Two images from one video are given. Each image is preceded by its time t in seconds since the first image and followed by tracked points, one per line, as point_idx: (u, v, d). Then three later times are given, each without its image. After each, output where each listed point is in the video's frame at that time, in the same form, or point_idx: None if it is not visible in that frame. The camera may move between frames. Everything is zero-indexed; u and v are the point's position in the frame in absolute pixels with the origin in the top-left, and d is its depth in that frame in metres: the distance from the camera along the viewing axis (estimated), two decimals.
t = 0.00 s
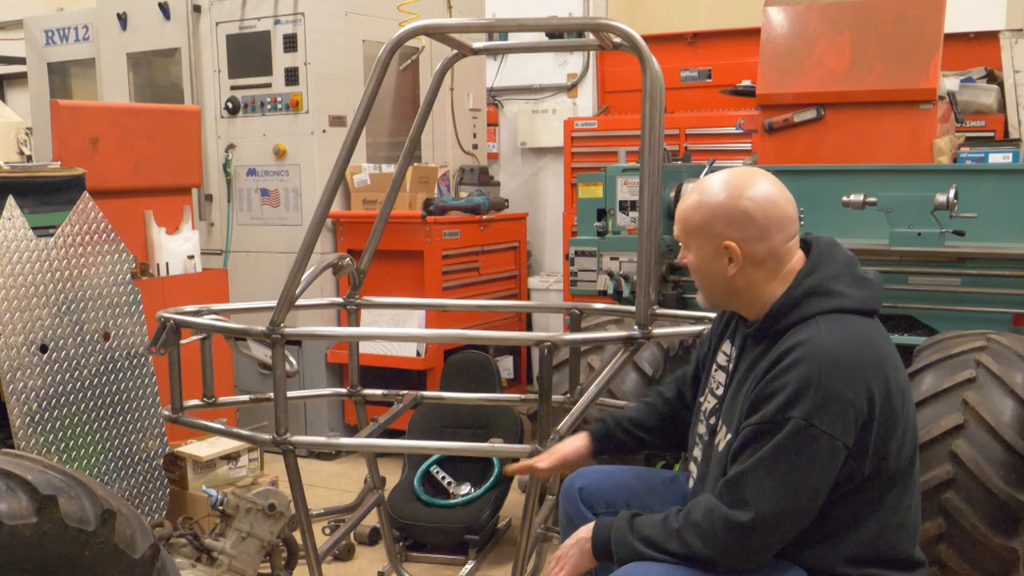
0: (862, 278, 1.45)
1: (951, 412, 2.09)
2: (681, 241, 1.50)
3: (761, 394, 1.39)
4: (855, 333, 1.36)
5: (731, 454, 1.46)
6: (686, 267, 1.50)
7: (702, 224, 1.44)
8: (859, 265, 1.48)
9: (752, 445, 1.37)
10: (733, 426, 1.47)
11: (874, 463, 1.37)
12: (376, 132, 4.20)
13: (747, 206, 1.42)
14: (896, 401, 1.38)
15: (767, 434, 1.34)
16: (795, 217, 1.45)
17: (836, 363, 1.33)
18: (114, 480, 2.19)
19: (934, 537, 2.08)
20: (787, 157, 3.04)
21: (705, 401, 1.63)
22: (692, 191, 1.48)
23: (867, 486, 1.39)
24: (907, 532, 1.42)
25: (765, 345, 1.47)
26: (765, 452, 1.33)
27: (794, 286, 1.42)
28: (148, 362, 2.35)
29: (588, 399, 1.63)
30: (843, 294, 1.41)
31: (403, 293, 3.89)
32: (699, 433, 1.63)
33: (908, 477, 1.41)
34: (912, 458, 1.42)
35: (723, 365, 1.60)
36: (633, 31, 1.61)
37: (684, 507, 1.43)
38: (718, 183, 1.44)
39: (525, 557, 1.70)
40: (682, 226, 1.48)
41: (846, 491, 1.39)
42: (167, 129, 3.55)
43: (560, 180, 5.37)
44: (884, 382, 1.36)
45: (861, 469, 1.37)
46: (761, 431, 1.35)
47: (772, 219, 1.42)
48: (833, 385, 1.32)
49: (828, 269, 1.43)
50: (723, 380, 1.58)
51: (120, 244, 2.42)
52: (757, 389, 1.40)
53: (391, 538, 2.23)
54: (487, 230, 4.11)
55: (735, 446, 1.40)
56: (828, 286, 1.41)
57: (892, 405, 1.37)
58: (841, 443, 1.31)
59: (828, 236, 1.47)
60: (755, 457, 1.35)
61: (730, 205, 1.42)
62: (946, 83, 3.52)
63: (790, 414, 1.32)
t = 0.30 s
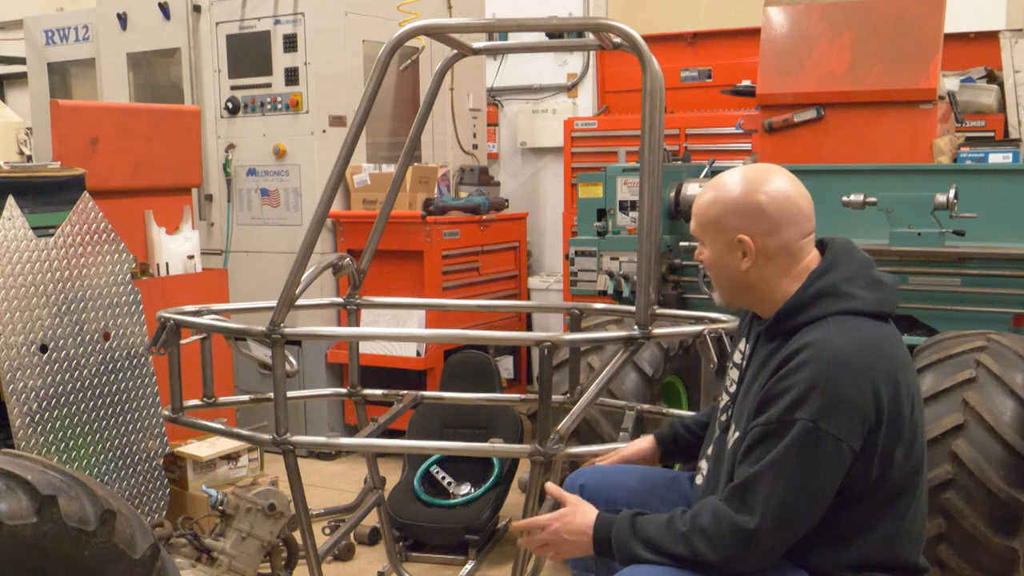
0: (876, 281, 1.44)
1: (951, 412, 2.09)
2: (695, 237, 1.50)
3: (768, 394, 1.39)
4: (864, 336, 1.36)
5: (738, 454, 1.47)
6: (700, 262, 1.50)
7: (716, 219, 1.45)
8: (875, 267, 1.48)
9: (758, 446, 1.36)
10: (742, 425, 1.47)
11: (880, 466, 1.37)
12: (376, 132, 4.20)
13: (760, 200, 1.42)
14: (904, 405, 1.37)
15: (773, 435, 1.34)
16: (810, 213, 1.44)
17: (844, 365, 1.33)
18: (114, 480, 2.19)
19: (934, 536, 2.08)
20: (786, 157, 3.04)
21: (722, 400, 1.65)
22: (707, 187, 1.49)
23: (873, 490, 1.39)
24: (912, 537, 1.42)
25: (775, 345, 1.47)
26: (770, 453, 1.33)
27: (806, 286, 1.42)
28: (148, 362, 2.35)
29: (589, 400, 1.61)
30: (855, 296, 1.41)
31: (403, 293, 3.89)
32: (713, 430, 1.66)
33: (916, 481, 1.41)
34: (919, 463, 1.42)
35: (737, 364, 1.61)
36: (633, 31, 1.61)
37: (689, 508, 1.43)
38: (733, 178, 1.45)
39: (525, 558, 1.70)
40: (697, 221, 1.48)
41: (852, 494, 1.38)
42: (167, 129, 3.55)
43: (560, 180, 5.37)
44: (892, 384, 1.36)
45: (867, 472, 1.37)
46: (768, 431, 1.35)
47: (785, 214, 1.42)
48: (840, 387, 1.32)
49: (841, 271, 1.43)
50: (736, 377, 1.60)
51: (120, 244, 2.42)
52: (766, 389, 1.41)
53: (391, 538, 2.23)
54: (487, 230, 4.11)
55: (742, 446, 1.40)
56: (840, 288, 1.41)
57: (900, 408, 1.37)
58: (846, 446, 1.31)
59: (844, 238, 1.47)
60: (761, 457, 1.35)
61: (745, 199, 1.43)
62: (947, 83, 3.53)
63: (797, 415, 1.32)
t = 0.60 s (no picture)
0: (879, 280, 1.44)
1: (951, 412, 2.09)
2: (701, 237, 1.49)
3: (773, 393, 1.39)
4: (868, 335, 1.36)
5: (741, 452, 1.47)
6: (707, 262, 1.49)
7: (725, 218, 1.44)
8: (878, 267, 1.48)
9: (762, 445, 1.36)
10: (745, 423, 1.47)
11: (882, 465, 1.37)
12: (376, 132, 4.20)
13: (769, 199, 1.42)
14: (908, 404, 1.37)
15: (778, 433, 1.34)
16: (816, 211, 1.45)
17: (848, 364, 1.33)
18: (114, 480, 2.19)
19: (934, 537, 2.08)
20: (787, 157, 3.04)
21: (723, 398, 1.65)
22: (712, 186, 1.48)
23: (875, 489, 1.39)
24: (914, 537, 1.42)
25: (778, 344, 1.47)
26: (774, 451, 1.33)
27: (809, 285, 1.43)
28: (148, 362, 2.35)
29: (589, 399, 1.60)
30: (858, 296, 1.41)
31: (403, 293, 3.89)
32: (714, 428, 1.66)
33: (918, 481, 1.41)
34: (920, 462, 1.42)
35: (739, 363, 1.61)
36: (633, 31, 1.61)
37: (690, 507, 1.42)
38: (740, 177, 1.44)
39: (526, 558, 1.69)
40: (704, 221, 1.47)
41: (854, 493, 1.39)
42: (167, 129, 3.55)
43: (560, 180, 5.37)
44: (896, 383, 1.36)
45: (869, 471, 1.37)
46: (772, 429, 1.35)
47: (793, 212, 1.42)
48: (844, 385, 1.32)
49: (845, 270, 1.43)
50: (739, 376, 1.59)
51: (120, 244, 2.42)
52: (769, 387, 1.41)
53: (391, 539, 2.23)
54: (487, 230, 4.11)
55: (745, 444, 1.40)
56: (844, 287, 1.41)
57: (903, 408, 1.37)
58: (850, 445, 1.31)
59: (849, 239, 1.47)
60: (765, 456, 1.35)
61: (754, 197, 1.42)
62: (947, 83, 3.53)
63: (801, 413, 1.32)
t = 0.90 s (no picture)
0: (872, 275, 1.45)
1: (951, 412, 2.09)
2: (704, 242, 1.46)
3: (772, 389, 1.38)
4: (866, 329, 1.36)
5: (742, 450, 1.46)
6: (712, 266, 1.46)
7: (736, 216, 1.42)
8: (869, 264, 1.49)
9: (764, 442, 1.36)
10: (744, 422, 1.47)
11: (883, 459, 1.37)
12: (376, 132, 4.20)
13: (776, 194, 1.43)
14: (906, 397, 1.38)
15: (779, 429, 1.34)
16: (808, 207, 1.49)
17: (848, 359, 1.33)
18: (114, 480, 2.19)
19: (935, 537, 2.07)
20: (787, 157, 3.04)
21: (717, 403, 1.65)
22: (708, 188, 1.47)
23: (876, 482, 1.39)
24: (914, 532, 1.42)
25: (775, 341, 1.47)
26: (778, 447, 1.33)
27: (804, 281, 1.43)
28: (149, 362, 2.35)
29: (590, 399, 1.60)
30: (853, 291, 1.41)
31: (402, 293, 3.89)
32: (709, 435, 1.65)
33: (917, 474, 1.41)
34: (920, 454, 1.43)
35: (734, 366, 1.61)
36: (633, 31, 1.61)
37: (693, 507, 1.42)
38: (742, 177, 1.44)
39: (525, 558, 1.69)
40: (710, 223, 1.44)
41: (855, 488, 1.39)
42: (167, 129, 3.55)
43: (560, 180, 5.37)
44: (895, 376, 1.36)
45: (871, 465, 1.37)
46: (774, 425, 1.35)
47: (798, 206, 1.45)
48: (844, 379, 1.32)
49: (839, 266, 1.44)
50: (734, 380, 1.60)
51: (120, 244, 2.42)
52: (769, 385, 1.40)
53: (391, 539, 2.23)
54: (487, 230, 4.11)
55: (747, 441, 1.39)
56: (839, 283, 1.42)
57: (901, 401, 1.37)
58: (852, 438, 1.31)
59: (839, 235, 1.47)
60: (768, 452, 1.35)
61: (762, 195, 1.42)
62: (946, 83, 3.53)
63: (803, 408, 1.32)
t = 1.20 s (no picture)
0: (857, 269, 1.45)
1: (951, 412, 2.09)
2: (705, 248, 1.45)
3: (760, 387, 1.39)
4: (849, 322, 1.36)
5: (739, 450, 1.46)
6: (713, 272, 1.45)
7: (738, 222, 1.43)
8: (855, 259, 1.49)
9: (754, 440, 1.36)
10: (739, 422, 1.47)
11: (875, 452, 1.37)
12: (376, 132, 4.20)
13: (774, 197, 1.44)
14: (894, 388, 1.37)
15: (767, 426, 1.34)
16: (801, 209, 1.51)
17: (830, 352, 1.32)
18: (114, 480, 2.18)
19: (934, 537, 2.07)
20: (787, 157, 3.04)
21: (715, 405, 1.65)
22: (704, 193, 1.47)
23: (871, 475, 1.38)
24: (913, 529, 1.42)
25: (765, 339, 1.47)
26: (766, 444, 1.33)
27: (787, 278, 1.44)
28: (148, 362, 2.35)
29: (589, 399, 1.60)
30: (838, 286, 1.42)
31: (403, 293, 3.89)
32: (709, 437, 1.65)
33: (912, 467, 1.40)
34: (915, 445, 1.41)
35: (730, 368, 1.61)
36: (633, 31, 1.61)
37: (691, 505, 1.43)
38: (739, 181, 1.44)
39: (525, 558, 1.69)
40: (711, 229, 1.44)
41: (850, 483, 1.38)
42: (166, 129, 3.55)
43: (560, 180, 5.37)
44: (881, 368, 1.36)
45: (863, 458, 1.36)
46: (763, 422, 1.35)
47: (794, 209, 1.46)
48: (827, 373, 1.32)
49: (823, 261, 1.44)
50: (730, 382, 1.60)
51: (120, 244, 2.42)
52: (757, 382, 1.41)
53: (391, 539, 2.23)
54: (487, 230, 4.11)
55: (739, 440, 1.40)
56: (823, 277, 1.42)
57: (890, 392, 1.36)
58: (838, 432, 1.31)
59: (826, 233, 1.48)
60: (757, 450, 1.35)
61: (762, 200, 1.43)
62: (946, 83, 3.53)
63: (787, 404, 1.32)
